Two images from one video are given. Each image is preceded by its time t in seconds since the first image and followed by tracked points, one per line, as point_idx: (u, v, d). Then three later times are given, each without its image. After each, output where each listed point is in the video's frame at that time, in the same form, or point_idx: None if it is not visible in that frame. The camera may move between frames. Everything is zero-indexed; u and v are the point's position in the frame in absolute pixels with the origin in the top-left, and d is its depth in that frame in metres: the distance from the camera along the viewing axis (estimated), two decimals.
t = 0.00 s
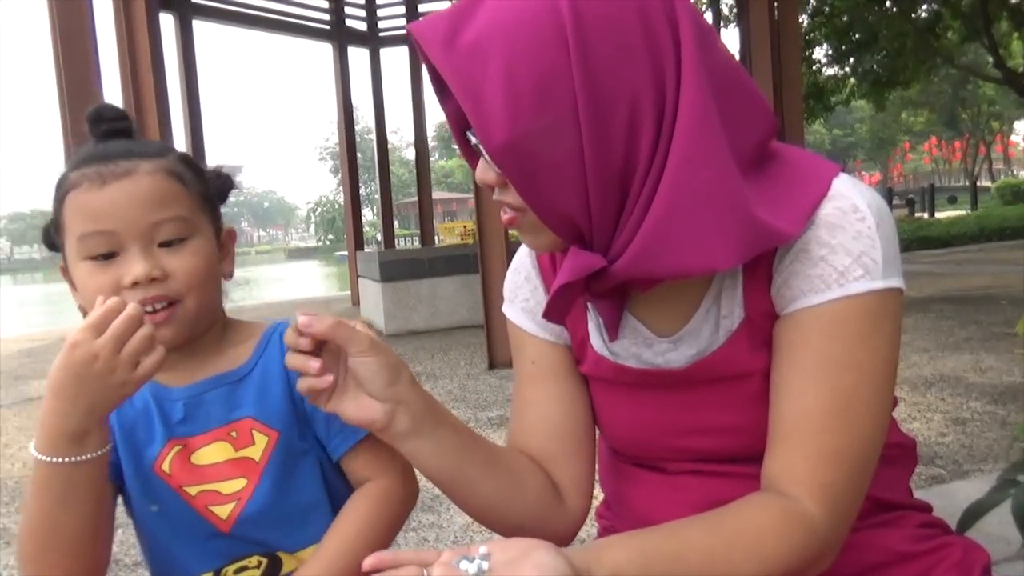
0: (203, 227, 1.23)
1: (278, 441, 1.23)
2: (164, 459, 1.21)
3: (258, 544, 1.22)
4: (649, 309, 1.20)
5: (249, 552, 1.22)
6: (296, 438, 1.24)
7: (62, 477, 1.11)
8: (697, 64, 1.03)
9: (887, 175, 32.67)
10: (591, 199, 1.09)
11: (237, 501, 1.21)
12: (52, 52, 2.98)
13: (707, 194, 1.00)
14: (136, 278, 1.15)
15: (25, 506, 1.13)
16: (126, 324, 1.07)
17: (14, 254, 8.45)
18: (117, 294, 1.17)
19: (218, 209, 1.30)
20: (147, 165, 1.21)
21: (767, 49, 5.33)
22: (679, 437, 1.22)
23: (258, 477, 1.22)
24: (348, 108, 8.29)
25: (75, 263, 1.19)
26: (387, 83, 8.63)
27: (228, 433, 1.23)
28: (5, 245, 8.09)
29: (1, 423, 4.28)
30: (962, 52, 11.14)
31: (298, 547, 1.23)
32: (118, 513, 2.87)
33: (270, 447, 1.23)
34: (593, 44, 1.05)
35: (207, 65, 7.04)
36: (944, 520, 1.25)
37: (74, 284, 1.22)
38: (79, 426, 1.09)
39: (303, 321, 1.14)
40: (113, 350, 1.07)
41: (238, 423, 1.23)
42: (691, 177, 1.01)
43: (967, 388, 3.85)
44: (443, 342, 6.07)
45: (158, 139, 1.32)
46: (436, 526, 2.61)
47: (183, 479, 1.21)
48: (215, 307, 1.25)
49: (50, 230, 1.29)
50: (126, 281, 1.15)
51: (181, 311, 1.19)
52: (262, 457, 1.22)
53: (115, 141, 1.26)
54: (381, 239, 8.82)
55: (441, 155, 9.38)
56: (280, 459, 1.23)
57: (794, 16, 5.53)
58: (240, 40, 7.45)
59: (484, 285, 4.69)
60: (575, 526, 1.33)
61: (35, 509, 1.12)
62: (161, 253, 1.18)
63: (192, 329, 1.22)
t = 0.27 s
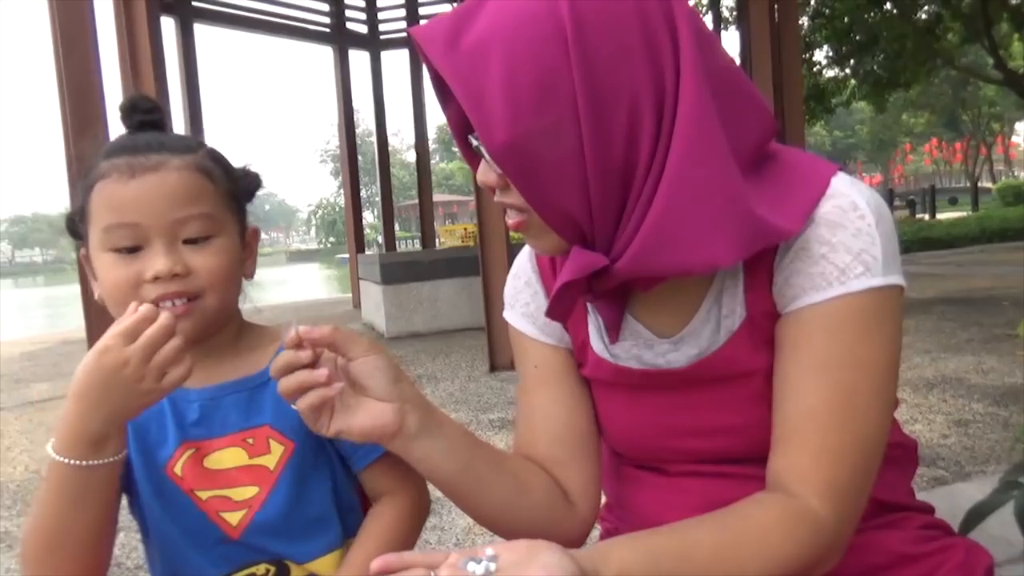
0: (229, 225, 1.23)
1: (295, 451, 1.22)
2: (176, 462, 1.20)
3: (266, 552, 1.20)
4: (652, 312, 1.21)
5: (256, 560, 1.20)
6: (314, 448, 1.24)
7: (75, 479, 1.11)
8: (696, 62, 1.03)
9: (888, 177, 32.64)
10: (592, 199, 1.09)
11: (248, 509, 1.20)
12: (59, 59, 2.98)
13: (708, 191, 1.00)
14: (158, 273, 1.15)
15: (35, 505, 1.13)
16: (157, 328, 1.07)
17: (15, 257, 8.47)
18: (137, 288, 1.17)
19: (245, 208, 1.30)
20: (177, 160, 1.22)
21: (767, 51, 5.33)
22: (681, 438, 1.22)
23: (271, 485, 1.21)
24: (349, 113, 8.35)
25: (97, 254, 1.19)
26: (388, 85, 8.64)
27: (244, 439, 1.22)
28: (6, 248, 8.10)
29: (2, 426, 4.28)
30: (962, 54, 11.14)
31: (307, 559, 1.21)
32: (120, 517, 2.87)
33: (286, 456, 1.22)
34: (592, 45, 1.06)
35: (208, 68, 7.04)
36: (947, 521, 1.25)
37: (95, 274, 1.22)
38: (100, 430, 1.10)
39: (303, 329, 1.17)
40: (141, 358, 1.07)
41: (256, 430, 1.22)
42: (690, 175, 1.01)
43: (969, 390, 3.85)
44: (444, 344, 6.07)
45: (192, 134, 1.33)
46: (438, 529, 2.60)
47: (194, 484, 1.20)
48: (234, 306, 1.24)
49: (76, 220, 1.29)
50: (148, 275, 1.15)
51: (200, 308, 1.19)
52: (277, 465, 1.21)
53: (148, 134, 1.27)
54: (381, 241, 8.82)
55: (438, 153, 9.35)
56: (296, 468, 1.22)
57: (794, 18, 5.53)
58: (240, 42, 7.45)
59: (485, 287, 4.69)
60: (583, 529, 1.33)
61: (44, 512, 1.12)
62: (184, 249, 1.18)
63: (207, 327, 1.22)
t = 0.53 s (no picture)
0: (247, 230, 1.23)
1: (301, 457, 1.23)
2: (180, 465, 1.20)
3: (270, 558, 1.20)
4: (650, 315, 1.20)
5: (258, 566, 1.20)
6: (320, 455, 1.24)
7: (95, 475, 1.09)
8: (688, 64, 1.03)
9: (889, 178, 32.65)
10: (587, 201, 1.09)
11: (253, 513, 1.19)
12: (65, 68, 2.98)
13: (702, 193, 1.00)
14: (175, 278, 1.15)
15: (50, 499, 1.11)
16: (185, 333, 1.07)
17: (17, 258, 8.49)
18: (154, 291, 1.17)
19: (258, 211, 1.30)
20: (195, 160, 1.22)
21: (768, 53, 5.34)
22: (681, 440, 1.22)
23: (276, 490, 1.20)
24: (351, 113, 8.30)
25: (111, 253, 1.19)
26: (390, 87, 8.65)
27: (250, 444, 1.22)
28: (8, 249, 8.12)
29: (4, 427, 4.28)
30: (964, 55, 11.14)
31: (310, 566, 1.20)
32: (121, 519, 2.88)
33: (292, 462, 1.22)
34: (585, 48, 1.06)
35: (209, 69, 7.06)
36: (947, 523, 1.25)
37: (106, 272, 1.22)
38: (123, 429, 1.09)
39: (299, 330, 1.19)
40: (170, 358, 1.07)
41: (263, 434, 1.22)
42: (684, 177, 1.01)
43: (970, 392, 3.85)
44: (445, 345, 6.07)
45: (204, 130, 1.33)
46: (438, 530, 2.61)
47: (199, 487, 1.20)
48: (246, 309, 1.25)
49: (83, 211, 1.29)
50: (166, 280, 1.16)
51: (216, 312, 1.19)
52: (283, 471, 1.21)
53: (163, 129, 1.27)
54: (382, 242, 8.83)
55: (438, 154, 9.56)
56: (301, 474, 1.22)
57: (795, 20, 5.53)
58: (242, 43, 7.46)
59: (487, 288, 4.69)
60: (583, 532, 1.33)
61: (59, 506, 1.10)
62: (201, 253, 1.18)
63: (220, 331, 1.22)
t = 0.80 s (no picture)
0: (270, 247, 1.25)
1: (304, 455, 1.23)
2: (185, 464, 1.19)
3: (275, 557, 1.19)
4: (648, 317, 1.21)
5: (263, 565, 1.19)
6: (322, 453, 1.25)
7: (136, 474, 1.06)
8: (680, 68, 1.04)
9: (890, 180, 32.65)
10: (583, 204, 1.09)
11: (258, 511, 1.19)
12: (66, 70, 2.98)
13: (695, 196, 1.01)
14: (213, 291, 1.15)
15: (86, 500, 1.06)
16: (232, 342, 1.07)
17: (18, 258, 8.50)
18: (188, 303, 1.16)
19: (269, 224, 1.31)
20: (227, 174, 1.21)
21: (769, 56, 5.35)
22: (680, 443, 1.22)
23: (280, 488, 1.20)
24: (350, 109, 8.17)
25: (139, 259, 1.17)
26: (390, 88, 8.66)
27: (255, 442, 1.22)
28: (9, 249, 8.14)
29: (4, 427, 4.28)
30: (964, 58, 11.14)
31: (314, 565, 1.20)
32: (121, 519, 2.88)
33: (296, 460, 1.22)
34: (578, 53, 1.06)
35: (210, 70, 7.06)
36: (946, 526, 1.26)
37: (127, 277, 1.19)
38: (168, 428, 1.06)
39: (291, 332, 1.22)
40: (220, 362, 1.07)
41: (267, 433, 1.23)
42: (677, 180, 1.01)
43: (970, 394, 3.85)
44: (445, 347, 6.08)
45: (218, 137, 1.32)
46: (438, 532, 2.61)
47: (205, 486, 1.19)
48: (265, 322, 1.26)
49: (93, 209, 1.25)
50: (202, 292, 1.15)
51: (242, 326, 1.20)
52: (287, 469, 1.21)
53: (184, 135, 1.25)
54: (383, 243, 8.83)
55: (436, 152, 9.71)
56: (305, 473, 1.22)
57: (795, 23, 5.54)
58: (242, 45, 7.46)
59: (487, 289, 4.69)
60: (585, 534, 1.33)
61: (95, 507, 1.06)
62: (235, 268, 1.18)
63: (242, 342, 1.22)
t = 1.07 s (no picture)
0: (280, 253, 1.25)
1: (304, 455, 1.23)
2: (186, 465, 1.19)
3: (277, 557, 1.19)
4: (647, 319, 1.21)
5: (264, 564, 1.19)
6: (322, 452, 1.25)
7: (140, 476, 1.06)
8: (675, 69, 1.04)
9: (890, 182, 32.66)
10: (579, 207, 1.09)
11: (258, 511, 1.19)
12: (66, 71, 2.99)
13: (690, 196, 1.00)
14: (226, 293, 1.15)
15: (88, 504, 1.06)
16: (238, 345, 1.07)
17: (18, 258, 8.51)
18: (200, 306, 1.16)
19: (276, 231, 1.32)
20: (242, 179, 1.22)
21: (769, 58, 5.35)
22: (679, 444, 1.22)
23: (280, 487, 1.20)
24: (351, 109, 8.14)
25: (150, 260, 1.17)
26: (391, 90, 8.66)
27: (255, 441, 1.22)
28: (9, 249, 8.14)
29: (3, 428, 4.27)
30: (965, 61, 11.14)
31: (315, 564, 1.20)
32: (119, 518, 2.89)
33: (297, 459, 1.22)
34: (573, 55, 1.07)
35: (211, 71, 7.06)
36: (946, 528, 1.25)
37: (136, 278, 1.19)
38: (173, 429, 1.06)
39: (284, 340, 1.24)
40: (225, 365, 1.07)
41: (267, 432, 1.23)
42: (672, 181, 1.01)
43: (971, 397, 3.85)
44: (445, 348, 6.08)
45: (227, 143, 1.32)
46: (438, 533, 2.61)
47: (205, 486, 1.19)
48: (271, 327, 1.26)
49: (102, 209, 1.24)
50: (216, 295, 1.15)
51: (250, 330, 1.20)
52: (288, 468, 1.21)
53: (197, 139, 1.26)
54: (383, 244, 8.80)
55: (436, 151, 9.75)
56: (305, 472, 1.22)
57: (795, 25, 5.55)
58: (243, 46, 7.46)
59: (487, 292, 4.69)
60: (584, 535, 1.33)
61: (98, 510, 1.06)
62: (246, 272, 1.18)
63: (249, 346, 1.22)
